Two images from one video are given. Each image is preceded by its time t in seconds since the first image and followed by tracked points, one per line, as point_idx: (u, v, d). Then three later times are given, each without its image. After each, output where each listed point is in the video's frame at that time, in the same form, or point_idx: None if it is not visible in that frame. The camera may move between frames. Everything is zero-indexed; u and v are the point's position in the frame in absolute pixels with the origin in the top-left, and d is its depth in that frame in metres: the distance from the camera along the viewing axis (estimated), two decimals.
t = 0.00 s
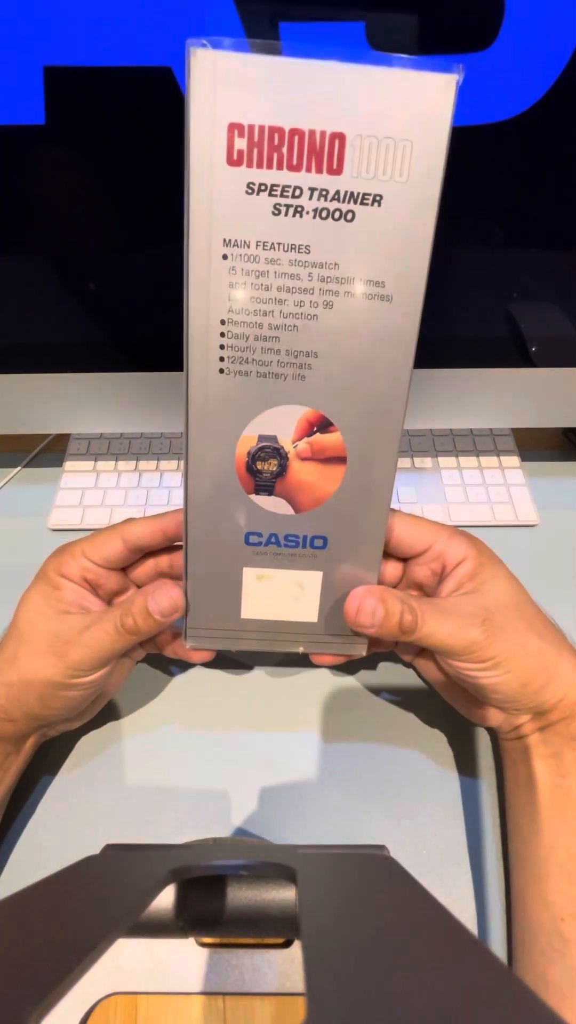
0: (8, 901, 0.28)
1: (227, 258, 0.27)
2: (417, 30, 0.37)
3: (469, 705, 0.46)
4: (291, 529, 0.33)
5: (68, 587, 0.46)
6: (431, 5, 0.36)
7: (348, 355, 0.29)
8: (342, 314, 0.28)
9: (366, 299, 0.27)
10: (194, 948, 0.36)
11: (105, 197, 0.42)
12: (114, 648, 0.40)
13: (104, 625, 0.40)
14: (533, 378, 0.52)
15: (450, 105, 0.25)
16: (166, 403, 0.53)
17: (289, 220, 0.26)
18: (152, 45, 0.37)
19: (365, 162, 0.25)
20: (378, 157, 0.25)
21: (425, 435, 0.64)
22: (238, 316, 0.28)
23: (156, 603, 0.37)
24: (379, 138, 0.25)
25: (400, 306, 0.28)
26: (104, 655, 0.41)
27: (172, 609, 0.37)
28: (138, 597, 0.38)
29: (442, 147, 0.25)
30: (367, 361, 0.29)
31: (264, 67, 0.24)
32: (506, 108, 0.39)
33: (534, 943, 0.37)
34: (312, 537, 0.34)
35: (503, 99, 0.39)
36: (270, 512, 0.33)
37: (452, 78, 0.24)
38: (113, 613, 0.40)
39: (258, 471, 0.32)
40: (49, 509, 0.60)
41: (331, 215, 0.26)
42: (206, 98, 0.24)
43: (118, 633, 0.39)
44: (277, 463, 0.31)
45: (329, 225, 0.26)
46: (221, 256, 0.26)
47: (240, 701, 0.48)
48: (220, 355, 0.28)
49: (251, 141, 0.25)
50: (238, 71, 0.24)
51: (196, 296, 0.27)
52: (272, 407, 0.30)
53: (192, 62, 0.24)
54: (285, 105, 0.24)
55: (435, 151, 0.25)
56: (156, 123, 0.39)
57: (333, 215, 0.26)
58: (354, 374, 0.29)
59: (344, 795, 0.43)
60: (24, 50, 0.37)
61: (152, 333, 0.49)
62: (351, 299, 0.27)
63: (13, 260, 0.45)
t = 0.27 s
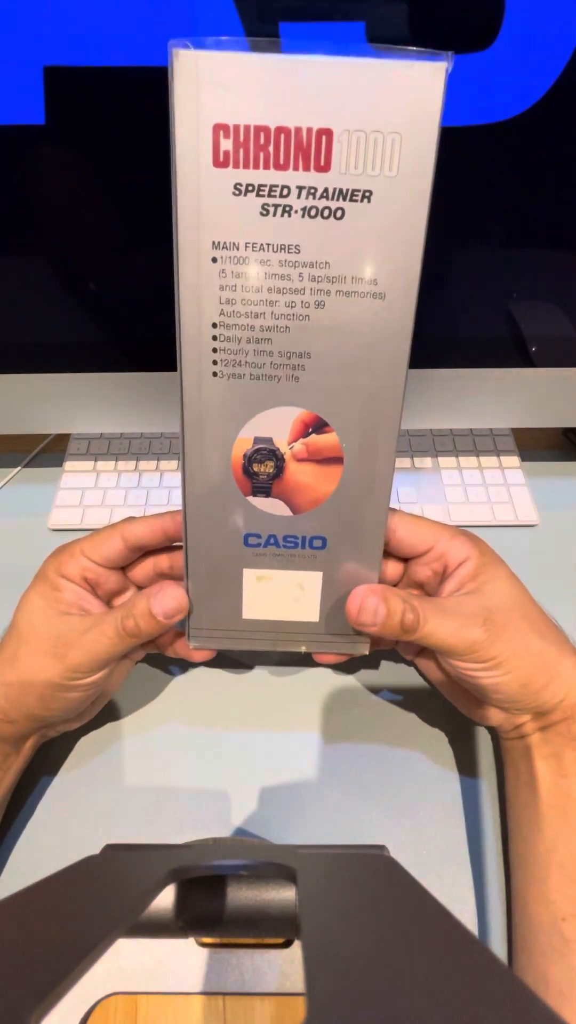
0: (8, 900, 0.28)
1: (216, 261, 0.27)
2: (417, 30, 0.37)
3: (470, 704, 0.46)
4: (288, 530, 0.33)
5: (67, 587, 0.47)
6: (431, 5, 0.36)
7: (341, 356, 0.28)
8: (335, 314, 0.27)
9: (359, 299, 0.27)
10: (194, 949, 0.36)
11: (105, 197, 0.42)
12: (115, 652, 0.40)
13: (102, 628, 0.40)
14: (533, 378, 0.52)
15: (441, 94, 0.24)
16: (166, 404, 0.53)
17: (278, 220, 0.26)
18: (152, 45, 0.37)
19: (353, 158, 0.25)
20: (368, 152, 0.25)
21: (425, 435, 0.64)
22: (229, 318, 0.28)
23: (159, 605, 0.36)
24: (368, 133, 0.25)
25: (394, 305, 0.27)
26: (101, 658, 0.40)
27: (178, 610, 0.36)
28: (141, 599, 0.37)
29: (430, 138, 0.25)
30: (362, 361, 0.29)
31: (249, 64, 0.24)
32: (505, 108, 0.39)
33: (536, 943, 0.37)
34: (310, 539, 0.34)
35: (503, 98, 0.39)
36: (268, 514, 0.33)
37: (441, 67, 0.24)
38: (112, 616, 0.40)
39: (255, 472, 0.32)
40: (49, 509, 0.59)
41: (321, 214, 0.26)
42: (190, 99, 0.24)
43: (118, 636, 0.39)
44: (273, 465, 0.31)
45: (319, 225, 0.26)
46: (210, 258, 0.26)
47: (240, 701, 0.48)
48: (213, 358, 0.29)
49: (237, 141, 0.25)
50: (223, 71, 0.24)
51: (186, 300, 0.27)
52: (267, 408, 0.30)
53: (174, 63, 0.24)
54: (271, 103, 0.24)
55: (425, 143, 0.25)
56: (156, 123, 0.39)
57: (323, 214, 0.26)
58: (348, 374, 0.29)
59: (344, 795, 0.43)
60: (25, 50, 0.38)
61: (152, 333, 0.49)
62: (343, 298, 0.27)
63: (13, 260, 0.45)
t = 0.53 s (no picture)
0: (8, 900, 0.29)
1: (212, 263, 0.26)
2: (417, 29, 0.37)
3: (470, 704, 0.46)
4: (288, 533, 0.33)
5: (66, 588, 0.47)
6: (431, 5, 0.36)
7: (340, 357, 0.28)
8: (334, 315, 0.27)
9: (356, 300, 0.27)
10: (194, 948, 0.36)
11: (105, 197, 0.42)
12: (114, 655, 0.40)
13: (101, 630, 0.40)
14: (534, 378, 0.52)
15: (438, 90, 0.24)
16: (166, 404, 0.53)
17: (275, 221, 0.26)
18: (153, 45, 0.37)
19: (350, 157, 0.25)
20: (365, 150, 0.25)
21: (425, 435, 0.64)
22: (225, 321, 0.28)
23: (160, 607, 0.36)
24: (365, 131, 0.24)
25: (392, 305, 0.27)
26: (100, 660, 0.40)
27: (180, 615, 0.36)
28: (141, 602, 0.37)
29: (427, 136, 0.25)
30: (361, 362, 0.28)
31: (245, 62, 0.23)
32: (506, 109, 0.39)
33: (535, 942, 0.37)
34: (310, 541, 0.34)
35: (503, 99, 0.39)
36: (266, 517, 0.33)
37: (438, 62, 0.24)
38: (112, 619, 0.40)
39: (253, 476, 0.32)
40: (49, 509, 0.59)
41: (317, 215, 0.26)
42: (183, 99, 0.24)
43: (119, 640, 0.39)
44: (272, 468, 0.31)
45: (315, 225, 0.26)
46: (206, 261, 0.26)
47: (240, 701, 0.48)
48: (210, 360, 0.29)
49: (232, 141, 0.24)
50: (218, 69, 0.24)
51: (183, 303, 0.27)
52: (265, 411, 0.30)
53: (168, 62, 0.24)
54: (266, 101, 0.24)
55: (423, 141, 0.24)
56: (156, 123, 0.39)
57: (320, 215, 0.26)
58: (346, 375, 0.29)
59: (344, 795, 0.43)
60: (25, 50, 0.37)
61: (152, 333, 0.49)
62: (341, 300, 0.27)
63: (13, 259, 0.45)
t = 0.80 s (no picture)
0: (7, 900, 0.29)
1: (204, 268, 0.25)
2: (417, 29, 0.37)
3: (470, 705, 0.46)
4: (287, 539, 0.33)
5: (66, 588, 0.47)
6: (431, 5, 0.36)
7: (338, 363, 0.27)
8: (330, 321, 0.26)
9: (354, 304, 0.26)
10: (194, 948, 0.36)
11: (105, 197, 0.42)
12: (112, 656, 0.40)
13: (101, 631, 0.39)
14: (533, 378, 0.52)
15: (440, 81, 0.22)
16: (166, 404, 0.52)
17: (268, 223, 0.24)
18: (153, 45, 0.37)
19: (346, 154, 0.23)
20: (362, 147, 0.23)
21: (425, 435, 0.64)
22: (218, 328, 0.26)
23: (160, 611, 0.36)
24: (362, 127, 0.23)
25: (392, 308, 0.26)
26: (99, 662, 0.40)
27: (180, 618, 0.36)
28: (142, 603, 0.37)
29: (428, 130, 0.23)
30: (360, 368, 0.27)
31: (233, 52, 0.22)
32: (505, 109, 0.39)
33: (535, 943, 0.37)
34: (309, 545, 0.34)
35: (503, 99, 0.39)
36: (265, 522, 0.33)
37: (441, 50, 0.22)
38: (111, 620, 0.39)
39: (251, 483, 0.31)
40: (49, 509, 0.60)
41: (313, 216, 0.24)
42: (169, 94, 0.22)
43: (118, 640, 0.39)
44: (269, 475, 0.31)
45: (310, 227, 0.24)
46: (198, 266, 0.25)
47: (240, 702, 0.48)
48: (204, 368, 0.28)
49: (222, 140, 0.23)
50: (205, 61, 0.22)
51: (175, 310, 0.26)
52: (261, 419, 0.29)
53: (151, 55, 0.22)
54: (257, 94, 0.22)
55: (423, 137, 0.23)
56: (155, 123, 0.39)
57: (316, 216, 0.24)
58: (344, 382, 0.28)
59: (344, 795, 0.43)
60: (25, 50, 0.37)
61: (152, 333, 0.49)
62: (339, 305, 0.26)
63: (13, 260, 0.45)
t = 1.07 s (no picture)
0: (7, 900, 0.29)
1: (201, 270, 0.25)
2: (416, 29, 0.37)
3: (470, 705, 0.46)
4: (286, 542, 0.33)
5: (67, 588, 0.46)
6: (431, 5, 0.36)
7: (338, 365, 0.27)
8: (330, 323, 0.26)
9: (354, 307, 0.26)
10: (194, 948, 0.36)
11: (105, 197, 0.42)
12: (112, 658, 0.40)
13: (101, 632, 0.39)
14: (533, 378, 0.52)
15: (443, 75, 0.22)
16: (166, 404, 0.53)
17: (265, 224, 0.24)
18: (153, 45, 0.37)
19: (346, 153, 0.23)
20: (363, 146, 0.23)
21: (426, 435, 0.64)
22: (216, 330, 0.26)
23: (161, 612, 0.36)
24: (362, 125, 0.22)
25: (393, 310, 0.26)
26: (99, 663, 0.40)
27: (180, 618, 0.37)
28: (142, 603, 0.37)
29: (428, 129, 0.22)
30: (360, 370, 0.27)
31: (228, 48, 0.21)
32: (506, 109, 0.39)
33: (535, 943, 0.37)
34: (309, 548, 0.34)
35: (504, 99, 0.39)
36: (264, 525, 0.33)
37: (444, 42, 0.21)
38: (112, 621, 0.39)
39: (250, 487, 0.31)
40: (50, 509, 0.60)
41: (312, 218, 0.24)
42: (163, 92, 0.22)
43: (117, 641, 0.39)
44: (269, 478, 0.31)
45: (309, 229, 0.24)
46: (194, 268, 0.25)
47: (240, 702, 0.48)
48: (202, 372, 0.27)
49: (218, 140, 0.22)
50: (200, 57, 0.21)
51: (172, 313, 0.26)
52: (260, 423, 0.29)
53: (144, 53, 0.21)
54: (254, 91, 0.22)
55: (425, 135, 0.22)
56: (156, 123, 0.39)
57: (315, 218, 0.24)
58: (344, 385, 0.28)
59: (344, 796, 0.43)
60: (25, 50, 0.37)
61: (152, 333, 0.49)
62: (338, 307, 0.26)
63: (13, 260, 0.45)
